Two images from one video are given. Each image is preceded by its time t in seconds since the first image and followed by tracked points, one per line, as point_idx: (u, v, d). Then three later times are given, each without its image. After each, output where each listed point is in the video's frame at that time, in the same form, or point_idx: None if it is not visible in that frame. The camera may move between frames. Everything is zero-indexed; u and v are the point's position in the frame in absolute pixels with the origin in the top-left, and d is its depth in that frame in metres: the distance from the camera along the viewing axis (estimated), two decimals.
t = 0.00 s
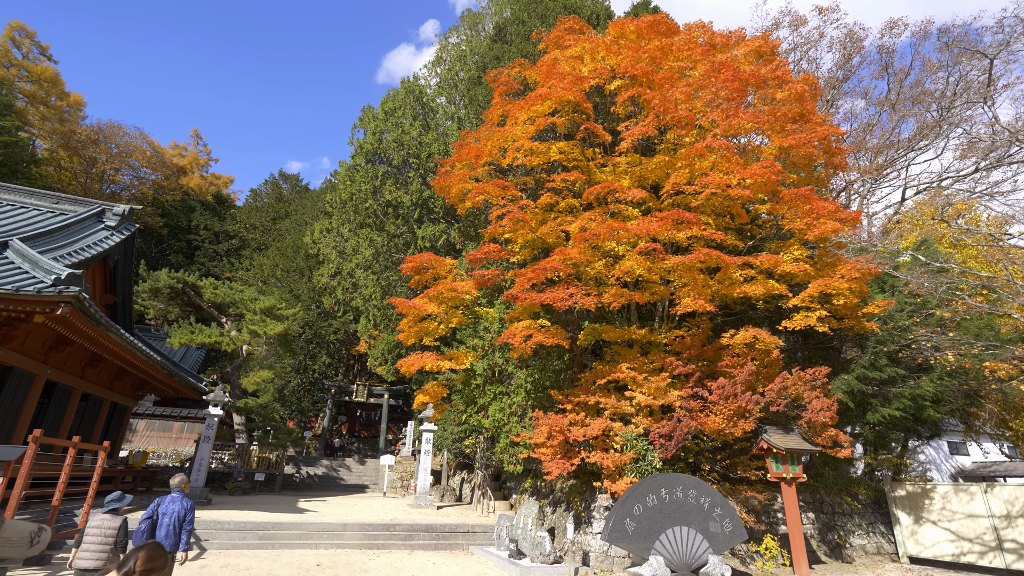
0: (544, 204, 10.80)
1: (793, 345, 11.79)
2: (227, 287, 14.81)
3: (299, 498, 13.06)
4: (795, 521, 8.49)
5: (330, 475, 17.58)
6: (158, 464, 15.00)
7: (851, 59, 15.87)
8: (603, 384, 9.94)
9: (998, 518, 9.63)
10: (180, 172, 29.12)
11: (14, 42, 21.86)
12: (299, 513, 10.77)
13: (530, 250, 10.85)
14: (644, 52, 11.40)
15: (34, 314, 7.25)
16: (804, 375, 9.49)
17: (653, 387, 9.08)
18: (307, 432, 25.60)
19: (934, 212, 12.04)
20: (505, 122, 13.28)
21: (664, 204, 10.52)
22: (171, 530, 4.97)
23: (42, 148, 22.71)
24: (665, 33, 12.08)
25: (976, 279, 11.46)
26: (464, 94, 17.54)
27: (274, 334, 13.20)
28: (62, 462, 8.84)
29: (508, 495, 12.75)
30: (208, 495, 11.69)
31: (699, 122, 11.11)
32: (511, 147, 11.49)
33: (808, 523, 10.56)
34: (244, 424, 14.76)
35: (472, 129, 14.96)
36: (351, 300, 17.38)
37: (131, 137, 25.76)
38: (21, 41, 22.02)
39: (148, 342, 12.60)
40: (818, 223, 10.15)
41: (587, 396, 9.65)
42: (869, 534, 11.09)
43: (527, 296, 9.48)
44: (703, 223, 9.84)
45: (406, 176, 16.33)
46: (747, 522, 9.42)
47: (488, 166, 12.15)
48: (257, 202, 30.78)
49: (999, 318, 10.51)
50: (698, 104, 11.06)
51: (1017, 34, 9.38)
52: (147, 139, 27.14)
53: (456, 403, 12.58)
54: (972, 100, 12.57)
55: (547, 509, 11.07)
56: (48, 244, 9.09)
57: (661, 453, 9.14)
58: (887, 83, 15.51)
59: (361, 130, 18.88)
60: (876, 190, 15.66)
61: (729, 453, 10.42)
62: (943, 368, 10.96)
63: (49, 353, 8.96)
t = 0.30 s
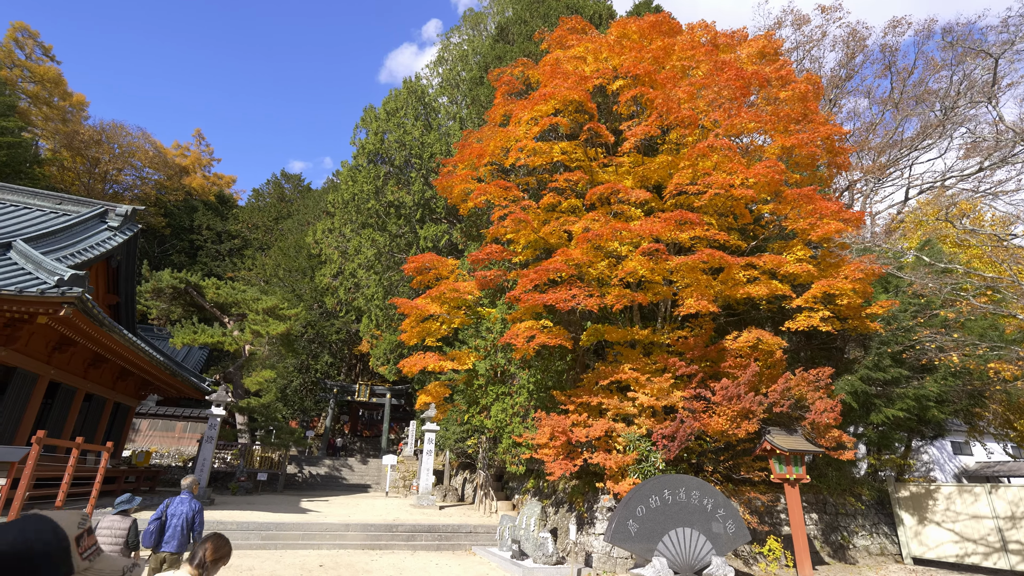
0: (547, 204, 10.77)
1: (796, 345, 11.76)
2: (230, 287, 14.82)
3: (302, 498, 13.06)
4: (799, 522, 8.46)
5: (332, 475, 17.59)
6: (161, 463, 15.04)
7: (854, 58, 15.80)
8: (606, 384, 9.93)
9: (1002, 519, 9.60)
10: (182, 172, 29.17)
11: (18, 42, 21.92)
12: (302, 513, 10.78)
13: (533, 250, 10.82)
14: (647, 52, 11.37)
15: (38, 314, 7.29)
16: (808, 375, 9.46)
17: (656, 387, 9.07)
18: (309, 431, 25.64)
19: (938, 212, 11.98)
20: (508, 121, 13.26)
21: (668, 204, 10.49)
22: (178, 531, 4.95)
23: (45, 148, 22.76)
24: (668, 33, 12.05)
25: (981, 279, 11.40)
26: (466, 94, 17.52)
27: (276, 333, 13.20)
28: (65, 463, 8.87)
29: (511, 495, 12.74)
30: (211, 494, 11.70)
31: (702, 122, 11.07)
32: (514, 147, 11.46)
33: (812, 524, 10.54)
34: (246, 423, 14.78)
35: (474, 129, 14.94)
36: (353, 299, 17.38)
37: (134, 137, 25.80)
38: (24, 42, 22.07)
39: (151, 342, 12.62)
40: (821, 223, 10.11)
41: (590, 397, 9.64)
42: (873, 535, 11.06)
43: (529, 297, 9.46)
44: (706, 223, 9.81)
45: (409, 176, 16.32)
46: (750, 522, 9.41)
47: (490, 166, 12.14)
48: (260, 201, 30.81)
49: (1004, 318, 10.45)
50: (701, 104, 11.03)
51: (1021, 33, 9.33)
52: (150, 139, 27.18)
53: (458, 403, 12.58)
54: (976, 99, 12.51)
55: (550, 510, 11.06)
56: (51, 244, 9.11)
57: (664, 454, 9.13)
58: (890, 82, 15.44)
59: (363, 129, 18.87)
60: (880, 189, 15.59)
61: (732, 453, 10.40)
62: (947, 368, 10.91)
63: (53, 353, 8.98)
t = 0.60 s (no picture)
0: (551, 205, 10.72)
1: (802, 346, 11.68)
2: (235, 287, 14.85)
3: (307, 498, 13.09)
4: (806, 525, 8.40)
5: (337, 475, 17.63)
6: (167, 463, 15.11)
7: (860, 56, 15.68)
8: (611, 385, 9.89)
9: (1012, 522, 9.50)
10: (187, 173, 29.28)
11: (25, 45, 22.06)
12: (307, 513, 10.80)
13: (538, 251, 10.78)
14: (652, 52, 11.33)
15: (46, 316, 7.36)
16: (814, 377, 9.39)
17: (662, 389, 9.03)
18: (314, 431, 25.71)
19: (946, 211, 11.87)
20: (512, 121, 13.22)
21: (673, 204, 10.44)
22: (185, 534, 4.99)
23: (52, 150, 22.90)
24: (673, 33, 11.99)
25: (990, 279, 11.28)
26: (470, 94, 17.51)
27: (281, 334, 13.22)
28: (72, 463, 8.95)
29: (515, 496, 12.74)
30: (217, 495, 11.74)
31: (708, 121, 11.00)
32: (519, 148, 11.43)
33: (818, 526, 10.48)
34: (252, 423, 14.83)
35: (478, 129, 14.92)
36: (358, 300, 17.41)
37: (140, 138, 25.93)
38: (31, 44, 22.22)
39: (157, 342, 12.66)
40: (828, 224, 10.04)
41: (595, 398, 9.62)
42: (880, 537, 10.99)
43: (534, 298, 9.44)
44: (712, 223, 9.74)
45: (413, 176, 16.31)
46: (757, 525, 9.37)
47: (494, 166, 12.11)
48: (265, 202, 30.90)
49: (1013, 319, 10.34)
50: (706, 103, 10.97)
51: None
52: (155, 140, 27.31)
53: (462, 404, 12.56)
54: (984, 97, 12.39)
55: (555, 511, 11.06)
56: (58, 246, 9.16)
57: (669, 456, 9.10)
58: (896, 80, 15.32)
59: (367, 130, 18.87)
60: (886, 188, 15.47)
61: (738, 455, 10.35)
62: (955, 369, 10.81)
63: (60, 354, 9.03)
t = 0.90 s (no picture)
0: (558, 206, 10.67)
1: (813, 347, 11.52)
2: (244, 289, 14.96)
3: (316, 499, 13.14)
4: (819, 529, 8.31)
5: (346, 476, 17.72)
6: (179, 464, 15.27)
7: (870, 53, 15.46)
8: (619, 388, 9.84)
9: None
10: (198, 176, 29.57)
11: (40, 52, 22.43)
12: (317, 515, 10.83)
13: (545, 253, 10.74)
14: (659, 52, 11.25)
15: (61, 319, 7.47)
16: (826, 379, 9.26)
17: (671, 392, 8.96)
18: (323, 432, 25.86)
19: (960, 210, 11.65)
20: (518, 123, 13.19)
21: (681, 205, 10.36)
22: (197, 533, 5.02)
23: (66, 155, 23.26)
24: (680, 32, 11.89)
25: (1006, 279, 11.06)
26: (476, 96, 17.50)
27: (290, 336, 13.29)
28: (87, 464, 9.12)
29: (524, 498, 12.72)
30: (228, 496, 11.83)
31: (716, 121, 10.90)
32: (525, 150, 11.40)
33: (831, 530, 10.35)
34: (262, 424, 14.94)
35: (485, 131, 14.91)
36: (366, 302, 17.47)
37: (152, 143, 26.26)
38: (46, 51, 22.59)
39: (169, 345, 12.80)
40: (839, 224, 9.90)
41: (604, 401, 9.58)
42: (895, 542, 10.84)
43: (542, 301, 9.42)
44: (721, 224, 9.65)
45: (420, 178, 16.33)
46: (768, 529, 9.28)
47: (501, 168, 12.09)
48: (274, 204, 31.11)
49: None
50: (714, 103, 10.87)
51: None
52: (166, 143, 27.63)
53: (470, 406, 12.54)
54: (1000, 93, 12.14)
55: (564, 514, 11.04)
56: (72, 250, 9.30)
57: (679, 459, 9.05)
58: (908, 77, 15.08)
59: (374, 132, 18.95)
60: (898, 187, 15.23)
61: (749, 458, 10.25)
62: (971, 371, 10.62)
63: (75, 357, 9.17)
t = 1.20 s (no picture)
0: (572, 208, 10.61)
1: (834, 348, 11.29)
2: (263, 293, 15.18)
3: (335, 500, 13.27)
4: (843, 534, 8.10)
5: (363, 477, 17.87)
6: (201, 465, 15.57)
7: (890, 46, 15.10)
8: (636, 390, 9.76)
9: None
10: (217, 183, 30.07)
11: (65, 65, 23.05)
12: (335, 516, 10.93)
13: (559, 255, 10.69)
14: (673, 51, 11.14)
15: (88, 325, 7.69)
16: (849, 380, 9.06)
17: (688, 394, 8.86)
18: (340, 433, 26.13)
19: (987, 206, 11.32)
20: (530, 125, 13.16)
21: (697, 205, 10.23)
22: (222, 533, 5.11)
23: (91, 164, 23.87)
24: (694, 30, 11.76)
25: None
26: (489, 99, 17.53)
27: (308, 338, 13.45)
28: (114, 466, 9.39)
29: (540, 501, 12.69)
30: (249, 496, 12.01)
31: (732, 119, 10.75)
32: (538, 152, 11.38)
33: (856, 535, 10.09)
34: (281, 426, 15.16)
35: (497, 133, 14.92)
36: (381, 305, 17.61)
37: (172, 151, 26.77)
38: (71, 64, 23.21)
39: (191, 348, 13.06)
40: (860, 221, 9.69)
41: (620, 404, 9.51)
42: (922, 547, 10.58)
43: (556, 303, 9.40)
44: (738, 224, 9.52)
45: (433, 181, 16.41)
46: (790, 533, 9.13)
47: (514, 170, 12.09)
48: (290, 209, 31.52)
49: None
50: (729, 101, 10.74)
51: None
52: (186, 151, 28.13)
53: (485, 408, 12.51)
54: None
55: (581, 517, 10.99)
56: (97, 257, 9.55)
57: (698, 462, 8.94)
58: (930, 69, 14.70)
59: (388, 137, 19.10)
60: (921, 182, 14.85)
61: (770, 461, 10.10)
62: (1001, 371, 10.30)
63: (101, 361, 9.40)
